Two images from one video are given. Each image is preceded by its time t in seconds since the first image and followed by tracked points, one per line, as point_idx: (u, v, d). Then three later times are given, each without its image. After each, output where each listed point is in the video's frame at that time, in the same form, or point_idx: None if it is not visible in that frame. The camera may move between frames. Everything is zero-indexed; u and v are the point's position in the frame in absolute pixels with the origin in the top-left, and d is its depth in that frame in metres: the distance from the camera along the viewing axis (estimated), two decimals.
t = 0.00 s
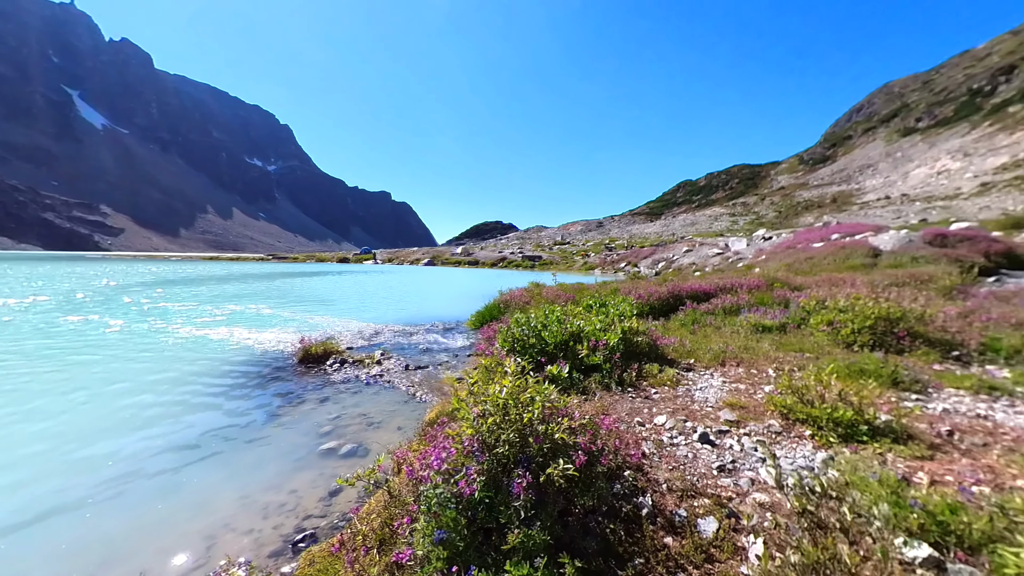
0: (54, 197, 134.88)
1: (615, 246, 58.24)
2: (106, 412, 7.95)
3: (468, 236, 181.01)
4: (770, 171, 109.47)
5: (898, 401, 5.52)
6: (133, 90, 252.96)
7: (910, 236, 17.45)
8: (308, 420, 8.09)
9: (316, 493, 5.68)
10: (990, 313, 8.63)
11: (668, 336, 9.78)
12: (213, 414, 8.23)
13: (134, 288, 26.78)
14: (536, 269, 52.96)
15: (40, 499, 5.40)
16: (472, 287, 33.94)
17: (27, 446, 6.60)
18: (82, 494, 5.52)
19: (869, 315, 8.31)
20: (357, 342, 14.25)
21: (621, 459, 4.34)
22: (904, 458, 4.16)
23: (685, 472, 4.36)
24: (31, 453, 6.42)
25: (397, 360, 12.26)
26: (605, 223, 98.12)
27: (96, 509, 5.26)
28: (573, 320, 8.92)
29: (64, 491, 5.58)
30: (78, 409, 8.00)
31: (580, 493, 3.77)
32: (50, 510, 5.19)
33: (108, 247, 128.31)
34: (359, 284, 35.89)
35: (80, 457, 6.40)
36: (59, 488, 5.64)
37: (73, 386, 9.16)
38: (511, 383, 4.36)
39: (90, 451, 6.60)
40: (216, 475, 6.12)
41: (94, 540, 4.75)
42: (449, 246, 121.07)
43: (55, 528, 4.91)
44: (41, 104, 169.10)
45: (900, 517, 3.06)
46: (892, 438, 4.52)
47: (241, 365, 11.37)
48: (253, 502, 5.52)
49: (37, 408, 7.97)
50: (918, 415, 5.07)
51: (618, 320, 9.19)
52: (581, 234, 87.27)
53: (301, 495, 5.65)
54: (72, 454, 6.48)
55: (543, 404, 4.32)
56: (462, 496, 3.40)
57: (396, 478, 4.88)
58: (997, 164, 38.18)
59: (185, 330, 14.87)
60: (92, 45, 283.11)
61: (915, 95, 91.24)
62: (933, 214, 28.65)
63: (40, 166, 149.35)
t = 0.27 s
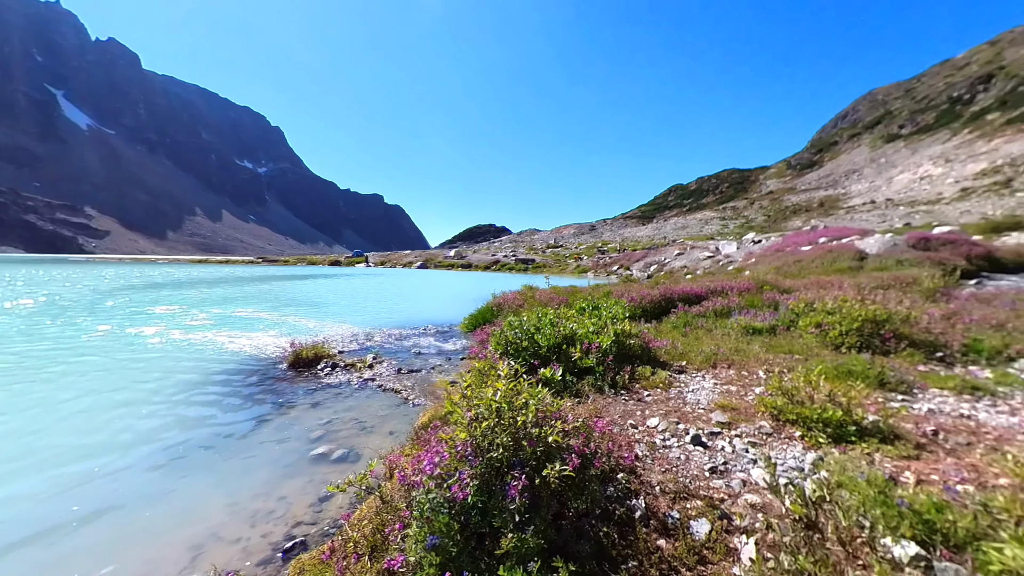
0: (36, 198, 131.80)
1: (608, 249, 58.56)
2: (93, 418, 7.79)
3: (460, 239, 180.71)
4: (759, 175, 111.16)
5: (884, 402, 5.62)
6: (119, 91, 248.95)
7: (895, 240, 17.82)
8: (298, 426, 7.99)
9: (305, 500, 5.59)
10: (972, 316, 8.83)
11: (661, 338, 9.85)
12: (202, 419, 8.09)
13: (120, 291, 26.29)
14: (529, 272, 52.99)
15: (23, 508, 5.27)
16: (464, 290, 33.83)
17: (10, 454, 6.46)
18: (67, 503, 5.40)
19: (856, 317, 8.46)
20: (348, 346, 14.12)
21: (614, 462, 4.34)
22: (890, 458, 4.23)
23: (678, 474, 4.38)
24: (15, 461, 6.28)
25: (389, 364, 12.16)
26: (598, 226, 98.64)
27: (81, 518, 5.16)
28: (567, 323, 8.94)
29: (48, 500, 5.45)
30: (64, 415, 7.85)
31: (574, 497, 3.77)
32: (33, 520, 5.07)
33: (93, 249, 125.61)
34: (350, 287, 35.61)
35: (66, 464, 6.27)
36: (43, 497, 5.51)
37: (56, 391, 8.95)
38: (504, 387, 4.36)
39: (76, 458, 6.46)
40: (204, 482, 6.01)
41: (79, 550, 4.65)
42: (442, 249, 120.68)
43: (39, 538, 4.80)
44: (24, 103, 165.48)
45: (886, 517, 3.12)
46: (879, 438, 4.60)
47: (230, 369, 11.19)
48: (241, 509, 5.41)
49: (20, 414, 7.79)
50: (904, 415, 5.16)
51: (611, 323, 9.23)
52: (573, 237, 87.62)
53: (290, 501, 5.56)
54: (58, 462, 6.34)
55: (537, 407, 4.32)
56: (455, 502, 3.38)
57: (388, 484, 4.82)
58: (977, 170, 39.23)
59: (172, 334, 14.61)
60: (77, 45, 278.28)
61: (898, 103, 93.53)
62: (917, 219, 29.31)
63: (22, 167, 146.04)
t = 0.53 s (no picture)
0: (18, 199, 128.79)
1: (601, 252, 58.87)
2: (79, 423, 7.64)
3: (454, 242, 180.36)
4: (749, 180, 112.77)
5: (871, 402, 5.72)
6: (105, 91, 245.04)
7: (880, 243, 18.17)
8: (289, 431, 7.87)
9: (295, 506, 5.50)
10: (955, 317, 9.04)
11: (653, 341, 9.91)
12: (192, 425, 7.95)
13: (105, 294, 25.79)
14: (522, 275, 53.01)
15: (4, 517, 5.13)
16: (457, 293, 33.72)
17: None
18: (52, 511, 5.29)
19: (844, 319, 8.60)
20: (339, 349, 13.99)
21: (607, 465, 4.35)
22: (878, 458, 4.29)
23: (671, 476, 4.40)
24: None
25: (381, 368, 12.06)
26: (590, 229, 99.15)
27: (65, 526, 5.04)
28: (560, 326, 8.96)
29: (31, 508, 5.33)
30: (50, 421, 7.68)
31: (567, 500, 3.76)
32: (15, 529, 4.95)
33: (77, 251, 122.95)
34: (342, 290, 35.31)
35: (51, 471, 6.13)
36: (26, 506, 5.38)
37: (39, 397, 8.75)
38: (498, 389, 4.35)
39: (62, 465, 6.32)
40: (192, 490, 5.89)
41: (63, 560, 4.54)
42: (435, 252, 120.31)
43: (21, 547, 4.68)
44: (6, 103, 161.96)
45: (873, 516, 3.17)
46: (867, 439, 4.67)
47: (220, 374, 11.02)
48: (230, 517, 5.30)
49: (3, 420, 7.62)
50: (891, 416, 5.25)
51: (605, 326, 9.26)
52: (566, 240, 87.93)
53: (280, 509, 5.46)
54: (42, 468, 6.19)
55: (531, 410, 4.32)
56: (448, 506, 3.35)
57: (380, 489, 4.76)
58: (959, 175, 40.23)
59: (158, 338, 14.35)
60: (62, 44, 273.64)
61: (882, 110, 95.63)
62: (901, 223, 29.94)
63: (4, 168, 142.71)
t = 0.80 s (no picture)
0: None
1: (594, 255, 59.17)
2: (64, 430, 7.48)
3: (446, 245, 179.98)
4: (738, 184, 114.39)
5: (859, 403, 5.82)
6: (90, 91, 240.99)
7: (866, 247, 18.54)
8: (279, 436, 7.76)
9: (285, 513, 5.41)
10: (939, 319, 9.25)
11: (645, 343, 9.98)
12: (181, 431, 7.82)
13: (89, 298, 25.27)
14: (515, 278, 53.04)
15: None
16: (449, 296, 33.59)
17: None
18: (36, 520, 5.17)
19: (831, 322, 8.75)
20: (330, 353, 13.83)
21: (600, 467, 4.36)
22: (866, 458, 4.36)
23: (663, 478, 4.42)
24: None
25: (373, 372, 11.95)
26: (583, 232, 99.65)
27: (49, 536, 4.92)
28: (553, 329, 8.98)
29: (13, 518, 5.20)
30: (36, 427, 7.54)
31: (561, 504, 3.76)
32: None
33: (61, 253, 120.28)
34: (334, 293, 34.99)
35: (34, 479, 5.99)
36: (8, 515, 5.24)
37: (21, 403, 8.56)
38: (491, 392, 4.33)
39: (46, 472, 6.19)
40: (179, 497, 5.78)
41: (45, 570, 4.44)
42: (428, 255, 119.88)
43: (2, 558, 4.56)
44: None
45: (862, 516, 3.21)
46: (855, 439, 4.73)
47: (209, 378, 10.84)
48: (217, 525, 5.19)
49: None
50: (878, 416, 5.34)
51: (597, 329, 9.30)
52: (559, 243, 88.23)
53: (269, 516, 5.36)
54: (25, 476, 6.05)
55: (524, 413, 4.31)
56: (441, 511, 3.32)
57: (372, 495, 4.71)
58: (940, 181, 41.28)
59: (145, 342, 14.09)
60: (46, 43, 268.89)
61: (866, 117, 97.83)
62: (886, 227, 30.58)
63: None
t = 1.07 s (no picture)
0: None
1: (587, 258, 59.48)
2: (48, 436, 7.31)
3: (440, 248, 180.02)
4: (728, 188, 115.96)
5: (848, 404, 5.89)
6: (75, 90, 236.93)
7: (853, 250, 18.88)
8: (268, 441, 7.64)
9: (274, 521, 5.31)
10: (923, 322, 9.45)
11: (637, 346, 10.02)
12: (169, 436, 7.67)
13: (74, 301, 24.75)
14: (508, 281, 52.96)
15: None
16: (442, 299, 33.42)
17: None
18: (20, 528, 5.05)
19: (819, 324, 8.88)
20: (320, 357, 13.68)
21: (593, 470, 4.36)
22: (854, 458, 4.43)
23: (656, 481, 4.41)
24: None
25: (365, 375, 11.83)
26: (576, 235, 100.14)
27: (30, 547, 4.79)
28: (545, 332, 8.97)
29: None
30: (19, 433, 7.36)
31: (553, 507, 3.77)
32: None
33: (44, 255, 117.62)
34: (325, 296, 34.65)
35: (17, 486, 5.84)
36: None
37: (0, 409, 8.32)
38: (484, 395, 4.32)
39: (30, 479, 6.05)
40: (165, 504, 5.65)
41: None
42: (421, 258, 119.48)
43: None
44: None
45: (851, 515, 3.25)
46: (843, 439, 4.81)
47: (197, 383, 10.66)
48: (203, 534, 5.08)
49: None
50: (865, 417, 5.43)
51: (590, 332, 9.31)
52: (552, 246, 88.50)
53: (257, 523, 5.27)
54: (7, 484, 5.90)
55: (517, 417, 4.30)
56: (432, 517, 3.30)
57: (363, 501, 4.64)
58: (923, 187, 42.26)
59: (129, 347, 13.79)
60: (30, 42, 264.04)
61: (850, 124, 100.01)
62: (872, 231, 31.23)
63: None
